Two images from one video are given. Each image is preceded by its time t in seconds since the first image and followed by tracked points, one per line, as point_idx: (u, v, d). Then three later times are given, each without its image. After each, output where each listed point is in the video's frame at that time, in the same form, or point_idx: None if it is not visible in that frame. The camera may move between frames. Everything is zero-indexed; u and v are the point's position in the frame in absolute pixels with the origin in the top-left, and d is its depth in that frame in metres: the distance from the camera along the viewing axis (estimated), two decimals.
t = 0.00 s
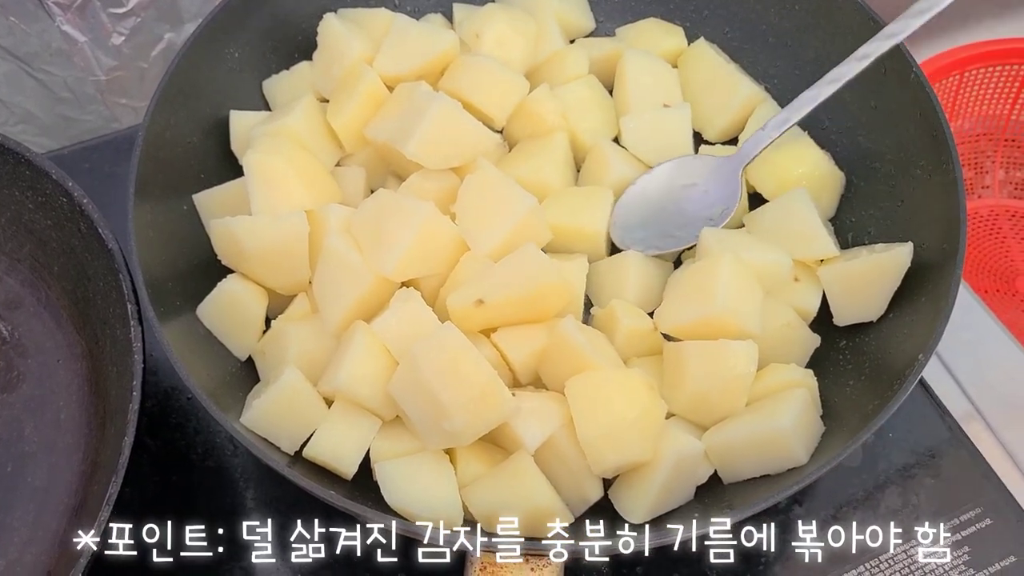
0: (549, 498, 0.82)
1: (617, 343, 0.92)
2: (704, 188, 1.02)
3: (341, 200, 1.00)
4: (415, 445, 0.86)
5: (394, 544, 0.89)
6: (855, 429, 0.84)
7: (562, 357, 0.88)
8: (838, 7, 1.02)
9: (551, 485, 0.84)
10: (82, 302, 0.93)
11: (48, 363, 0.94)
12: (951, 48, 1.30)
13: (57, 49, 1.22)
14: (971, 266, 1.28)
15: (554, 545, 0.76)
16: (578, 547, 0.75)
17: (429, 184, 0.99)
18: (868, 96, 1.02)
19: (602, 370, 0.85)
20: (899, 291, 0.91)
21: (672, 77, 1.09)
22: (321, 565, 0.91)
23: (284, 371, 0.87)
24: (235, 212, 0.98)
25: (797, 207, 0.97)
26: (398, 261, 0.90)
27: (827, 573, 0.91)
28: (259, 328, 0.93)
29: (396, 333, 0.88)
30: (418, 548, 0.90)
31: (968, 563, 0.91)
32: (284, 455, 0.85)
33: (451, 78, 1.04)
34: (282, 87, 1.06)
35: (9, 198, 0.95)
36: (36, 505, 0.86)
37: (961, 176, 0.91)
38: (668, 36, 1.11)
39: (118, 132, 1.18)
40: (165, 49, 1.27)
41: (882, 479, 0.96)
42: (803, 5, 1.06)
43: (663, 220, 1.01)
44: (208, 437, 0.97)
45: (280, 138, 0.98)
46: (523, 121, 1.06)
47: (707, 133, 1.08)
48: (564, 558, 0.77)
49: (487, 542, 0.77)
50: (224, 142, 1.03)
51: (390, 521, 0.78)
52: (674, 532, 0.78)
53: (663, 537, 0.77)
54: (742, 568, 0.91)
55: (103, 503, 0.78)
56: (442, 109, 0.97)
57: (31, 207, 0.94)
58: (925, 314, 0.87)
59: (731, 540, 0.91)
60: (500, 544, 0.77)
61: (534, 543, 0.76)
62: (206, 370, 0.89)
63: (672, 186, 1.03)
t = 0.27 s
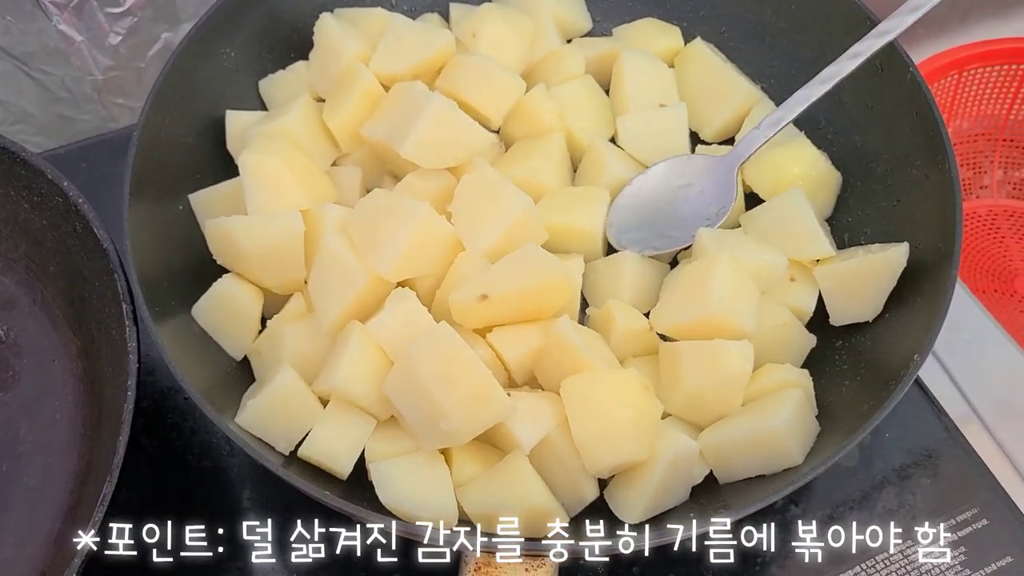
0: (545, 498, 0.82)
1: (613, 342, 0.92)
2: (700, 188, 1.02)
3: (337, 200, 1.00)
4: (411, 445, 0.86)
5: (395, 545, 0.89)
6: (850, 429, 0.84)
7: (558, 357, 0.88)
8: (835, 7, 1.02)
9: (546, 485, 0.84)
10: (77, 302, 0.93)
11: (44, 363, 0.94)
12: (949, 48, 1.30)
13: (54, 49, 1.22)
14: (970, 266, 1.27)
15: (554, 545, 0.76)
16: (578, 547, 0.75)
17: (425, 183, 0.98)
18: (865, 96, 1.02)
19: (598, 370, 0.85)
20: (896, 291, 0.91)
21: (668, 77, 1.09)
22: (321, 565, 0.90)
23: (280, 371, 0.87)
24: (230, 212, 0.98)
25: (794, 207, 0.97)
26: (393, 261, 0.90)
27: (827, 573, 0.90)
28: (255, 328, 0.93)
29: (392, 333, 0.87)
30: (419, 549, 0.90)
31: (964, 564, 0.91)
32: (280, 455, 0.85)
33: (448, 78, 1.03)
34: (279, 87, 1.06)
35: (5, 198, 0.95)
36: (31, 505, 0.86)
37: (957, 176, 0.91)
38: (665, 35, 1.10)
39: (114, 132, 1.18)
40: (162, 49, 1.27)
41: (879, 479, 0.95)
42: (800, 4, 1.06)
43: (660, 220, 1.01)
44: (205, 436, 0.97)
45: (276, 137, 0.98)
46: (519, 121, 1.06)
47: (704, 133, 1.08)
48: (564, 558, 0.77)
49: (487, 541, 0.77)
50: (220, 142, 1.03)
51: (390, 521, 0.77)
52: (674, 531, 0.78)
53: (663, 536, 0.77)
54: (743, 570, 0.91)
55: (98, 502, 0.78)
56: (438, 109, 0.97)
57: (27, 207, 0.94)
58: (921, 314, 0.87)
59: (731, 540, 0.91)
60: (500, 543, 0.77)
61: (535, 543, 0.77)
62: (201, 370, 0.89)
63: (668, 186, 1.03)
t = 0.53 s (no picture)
0: (543, 500, 0.81)
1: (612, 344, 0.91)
2: (700, 189, 1.02)
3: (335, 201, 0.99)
4: (409, 448, 0.86)
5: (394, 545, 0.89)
6: (850, 432, 0.84)
7: (556, 358, 0.88)
8: (835, 8, 1.02)
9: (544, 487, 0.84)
10: (74, 303, 0.93)
11: (41, 365, 0.93)
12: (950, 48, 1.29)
13: (53, 49, 1.22)
14: (970, 266, 1.27)
15: (553, 545, 0.76)
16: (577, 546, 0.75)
17: (424, 184, 0.98)
18: (865, 97, 1.01)
19: (597, 373, 0.85)
20: (895, 292, 0.91)
21: (667, 77, 1.08)
22: (321, 565, 0.90)
23: (278, 373, 0.87)
24: (228, 213, 0.97)
25: (793, 208, 0.96)
26: (392, 263, 0.89)
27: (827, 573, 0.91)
28: (252, 329, 0.93)
29: (390, 335, 0.87)
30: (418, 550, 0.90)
31: (963, 567, 0.91)
32: (278, 458, 0.85)
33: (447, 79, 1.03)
34: (277, 88, 1.06)
35: (2, 199, 0.94)
36: (28, 507, 0.86)
37: (957, 177, 0.90)
38: (664, 36, 1.10)
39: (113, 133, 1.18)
40: (160, 49, 1.27)
41: (879, 481, 0.95)
42: (800, 5, 1.05)
43: (660, 221, 1.01)
44: (203, 438, 0.97)
45: (274, 139, 0.98)
46: (519, 121, 1.06)
47: (704, 134, 1.08)
48: (563, 559, 0.76)
49: (488, 540, 0.77)
50: (218, 142, 1.03)
51: (390, 522, 0.77)
52: (673, 535, 0.78)
53: (662, 540, 0.77)
54: (742, 569, 0.91)
55: (95, 505, 0.78)
56: (437, 110, 0.96)
57: (25, 207, 0.94)
58: (921, 316, 0.87)
59: (731, 540, 0.91)
60: (499, 544, 0.76)
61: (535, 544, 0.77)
62: (198, 372, 0.88)
63: (668, 187, 1.03)
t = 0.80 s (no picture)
0: (542, 502, 0.81)
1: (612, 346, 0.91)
2: (700, 191, 1.02)
3: (334, 203, 0.99)
4: (408, 450, 0.86)
5: (394, 546, 0.89)
6: (850, 434, 0.84)
7: (556, 359, 0.88)
8: (836, 10, 1.02)
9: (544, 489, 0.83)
10: (74, 305, 0.93)
11: (41, 367, 0.93)
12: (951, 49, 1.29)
13: (53, 50, 1.22)
14: (971, 267, 1.27)
15: (554, 545, 0.76)
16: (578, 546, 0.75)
17: (424, 186, 0.98)
18: (865, 99, 1.01)
19: (597, 375, 0.85)
20: (896, 294, 0.91)
21: (667, 79, 1.08)
22: (321, 565, 0.90)
23: (277, 375, 0.87)
24: (228, 215, 0.97)
25: (793, 209, 0.96)
26: (392, 265, 0.89)
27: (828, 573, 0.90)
28: (252, 331, 0.92)
29: (390, 337, 0.87)
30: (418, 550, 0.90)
31: (962, 569, 0.91)
32: (277, 460, 0.85)
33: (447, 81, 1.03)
34: (277, 89, 1.06)
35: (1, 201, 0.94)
36: (27, 509, 0.86)
37: (958, 179, 0.90)
38: (664, 37, 1.10)
39: (112, 134, 1.18)
40: (160, 50, 1.26)
41: (879, 483, 0.95)
42: (801, 6, 1.05)
43: (659, 224, 1.01)
44: (202, 439, 0.97)
45: (273, 140, 0.97)
46: (519, 123, 1.06)
47: (704, 135, 1.08)
48: (564, 559, 0.75)
49: (487, 540, 0.77)
50: (218, 144, 1.03)
51: (390, 526, 0.77)
52: (673, 537, 0.78)
53: (662, 542, 0.77)
54: (742, 569, 0.90)
55: (94, 507, 0.78)
56: (437, 111, 0.96)
57: (24, 209, 0.94)
58: (921, 318, 0.86)
59: (731, 540, 0.91)
60: (499, 546, 0.76)
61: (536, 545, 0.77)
62: (198, 374, 0.88)
63: (667, 189, 1.02)
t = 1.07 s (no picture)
0: (539, 504, 0.82)
1: (610, 349, 0.92)
2: (697, 193, 1.02)
3: (333, 207, 0.99)
4: (406, 453, 0.86)
5: (394, 547, 0.89)
6: (846, 437, 0.84)
7: (553, 362, 0.88)
8: (832, 14, 1.02)
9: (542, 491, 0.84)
10: (72, 309, 0.93)
11: (40, 370, 0.94)
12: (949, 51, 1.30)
13: (52, 53, 1.22)
14: (970, 269, 1.27)
15: (553, 544, 0.79)
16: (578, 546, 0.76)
17: (422, 190, 0.98)
18: (862, 102, 1.02)
19: (594, 378, 0.85)
20: (892, 296, 0.91)
21: (665, 82, 1.09)
22: (320, 565, 0.90)
23: (275, 379, 0.87)
24: (227, 218, 0.98)
25: (790, 213, 0.96)
26: (390, 269, 0.90)
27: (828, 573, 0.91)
28: (251, 334, 0.93)
29: (387, 340, 0.87)
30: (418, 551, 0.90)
31: (959, 571, 0.91)
32: (275, 463, 0.85)
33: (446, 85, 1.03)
34: (276, 93, 1.06)
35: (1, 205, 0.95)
36: (27, 512, 0.86)
37: (954, 182, 0.91)
38: (662, 41, 1.10)
39: (111, 137, 1.18)
40: (159, 53, 1.27)
41: (876, 484, 0.95)
42: (798, 9, 1.05)
43: (657, 227, 1.01)
44: (201, 441, 0.97)
45: (272, 144, 0.98)
46: (517, 126, 1.06)
47: (701, 138, 1.08)
48: (564, 556, 0.77)
49: (487, 540, 0.79)
50: (217, 147, 1.03)
51: (391, 528, 0.78)
52: (673, 538, 0.79)
53: (662, 544, 0.78)
54: (742, 568, 0.91)
55: (92, 510, 0.78)
56: (434, 115, 0.96)
57: (23, 213, 0.94)
58: (917, 321, 0.87)
59: (731, 540, 0.91)
60: (499, 548, 0.77)
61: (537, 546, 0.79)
62: (197, 377, 0.89)
63: (665, 192, 1.03)
